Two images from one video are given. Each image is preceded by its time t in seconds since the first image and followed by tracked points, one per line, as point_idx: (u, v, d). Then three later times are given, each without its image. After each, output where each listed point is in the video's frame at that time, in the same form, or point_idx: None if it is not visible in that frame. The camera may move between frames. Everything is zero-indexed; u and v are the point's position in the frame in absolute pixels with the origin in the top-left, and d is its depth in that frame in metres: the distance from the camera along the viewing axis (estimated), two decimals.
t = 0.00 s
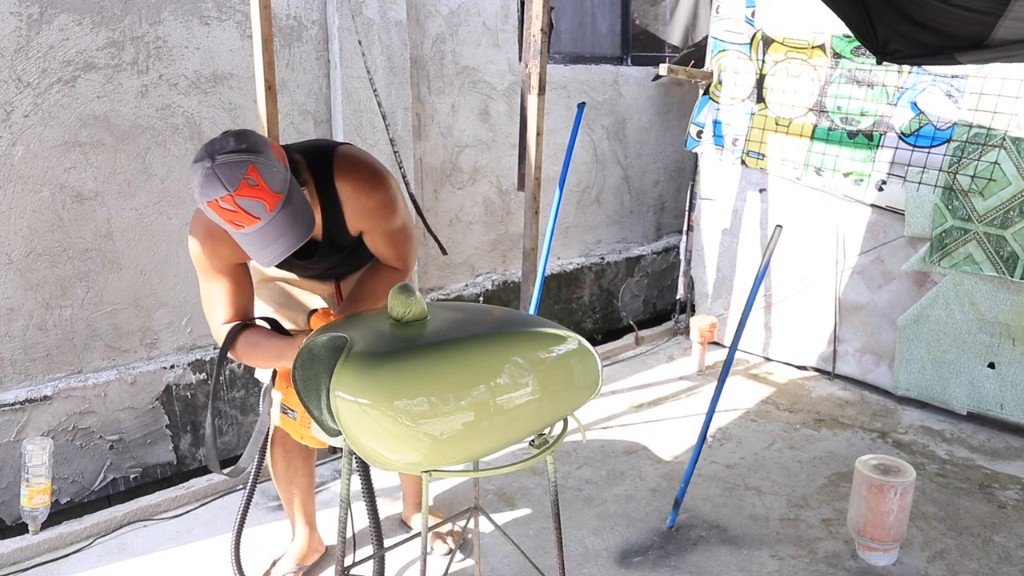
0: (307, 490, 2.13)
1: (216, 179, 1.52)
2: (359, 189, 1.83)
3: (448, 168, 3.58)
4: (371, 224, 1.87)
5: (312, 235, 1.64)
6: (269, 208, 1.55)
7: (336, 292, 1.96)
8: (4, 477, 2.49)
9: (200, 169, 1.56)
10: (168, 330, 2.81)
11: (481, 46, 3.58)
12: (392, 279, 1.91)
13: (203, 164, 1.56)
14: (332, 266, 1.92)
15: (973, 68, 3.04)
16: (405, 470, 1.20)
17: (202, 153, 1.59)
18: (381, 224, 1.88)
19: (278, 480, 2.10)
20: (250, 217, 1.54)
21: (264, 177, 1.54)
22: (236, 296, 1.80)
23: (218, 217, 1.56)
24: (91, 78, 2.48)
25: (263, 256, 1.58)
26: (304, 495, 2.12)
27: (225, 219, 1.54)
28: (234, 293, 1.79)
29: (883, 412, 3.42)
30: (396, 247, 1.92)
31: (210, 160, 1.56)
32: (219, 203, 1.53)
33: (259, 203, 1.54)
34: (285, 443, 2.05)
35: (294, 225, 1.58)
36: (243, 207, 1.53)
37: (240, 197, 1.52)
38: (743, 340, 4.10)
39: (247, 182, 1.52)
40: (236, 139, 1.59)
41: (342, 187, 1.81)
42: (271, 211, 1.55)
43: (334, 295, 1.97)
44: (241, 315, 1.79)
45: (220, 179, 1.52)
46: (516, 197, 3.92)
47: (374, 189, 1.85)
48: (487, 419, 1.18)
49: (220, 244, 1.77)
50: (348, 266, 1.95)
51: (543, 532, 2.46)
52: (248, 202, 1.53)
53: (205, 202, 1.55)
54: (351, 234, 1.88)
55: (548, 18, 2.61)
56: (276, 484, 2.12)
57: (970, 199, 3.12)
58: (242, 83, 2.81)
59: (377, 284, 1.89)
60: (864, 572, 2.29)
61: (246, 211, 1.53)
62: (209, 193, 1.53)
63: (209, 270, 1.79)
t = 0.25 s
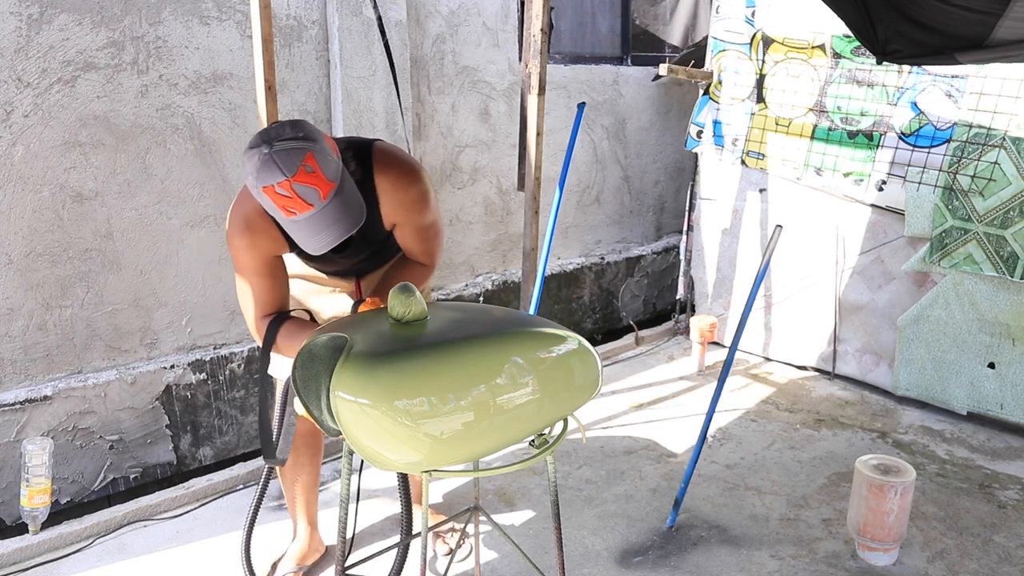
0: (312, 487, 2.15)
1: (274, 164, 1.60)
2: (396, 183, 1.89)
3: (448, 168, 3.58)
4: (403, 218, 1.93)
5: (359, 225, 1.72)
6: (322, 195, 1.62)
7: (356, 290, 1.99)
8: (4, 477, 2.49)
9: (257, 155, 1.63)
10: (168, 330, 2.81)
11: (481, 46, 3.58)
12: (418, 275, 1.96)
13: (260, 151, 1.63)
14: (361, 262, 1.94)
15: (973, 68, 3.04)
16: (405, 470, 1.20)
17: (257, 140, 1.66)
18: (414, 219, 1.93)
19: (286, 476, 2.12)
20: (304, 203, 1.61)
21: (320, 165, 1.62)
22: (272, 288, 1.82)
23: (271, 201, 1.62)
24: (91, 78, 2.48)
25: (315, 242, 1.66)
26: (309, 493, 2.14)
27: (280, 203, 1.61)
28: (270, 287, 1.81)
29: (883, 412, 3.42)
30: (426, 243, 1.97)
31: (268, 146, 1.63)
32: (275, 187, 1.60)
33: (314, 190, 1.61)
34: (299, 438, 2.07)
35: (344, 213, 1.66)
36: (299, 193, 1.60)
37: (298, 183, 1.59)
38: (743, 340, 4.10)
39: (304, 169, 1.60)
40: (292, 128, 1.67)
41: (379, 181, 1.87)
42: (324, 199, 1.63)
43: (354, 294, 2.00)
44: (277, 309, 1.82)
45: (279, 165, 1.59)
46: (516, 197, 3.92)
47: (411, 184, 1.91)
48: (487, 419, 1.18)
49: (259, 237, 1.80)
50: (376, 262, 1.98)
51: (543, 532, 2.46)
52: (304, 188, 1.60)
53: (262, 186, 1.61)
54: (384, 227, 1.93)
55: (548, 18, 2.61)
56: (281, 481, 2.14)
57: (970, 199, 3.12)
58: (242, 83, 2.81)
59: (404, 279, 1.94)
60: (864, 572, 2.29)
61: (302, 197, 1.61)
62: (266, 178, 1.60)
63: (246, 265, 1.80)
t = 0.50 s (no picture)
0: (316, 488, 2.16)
1: (321, 139, 1.61)
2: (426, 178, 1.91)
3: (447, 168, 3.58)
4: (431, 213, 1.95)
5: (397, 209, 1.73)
6: (365, 174, 1.64)
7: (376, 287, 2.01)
8: (4, 477, 2.49)
9: (303, 130, 1.64)
10: (168, 330, 2.81)
11: (481, 46, 3.58)
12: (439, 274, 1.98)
13: (305, 127, 1.65)
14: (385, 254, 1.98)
15: (973, 68, 3.04)
16: (405, 470, 1.20)
17: (303, 118, 1.68)
18: (440, 216, 1.96)
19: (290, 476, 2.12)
20: (346, 180, 1.62)
21: (365, 144, 1.65)
22: (302, 276, 1.81)
23: (314, 176, 1.63)
24: (91, 78, 2.48)
25: (355, 219, 1.66)
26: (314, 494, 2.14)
27: (322, 179, 1.62)
28: (300, 275, 1.80)
29: (883, 412, 3.42)
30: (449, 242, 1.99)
31: (315, 123, 1.65)
32: (321, 162, 1.61)
33: (357, 167, 1.63)
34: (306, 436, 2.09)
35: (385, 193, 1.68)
36: (343, 169, 1.61)
37: (343, 159, 1.61)
38: (743, 340, 4.10)
39: (350, 146, 1.62)
40: (338, 108, 1.70)
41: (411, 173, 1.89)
42: (366, 177, 1.64)
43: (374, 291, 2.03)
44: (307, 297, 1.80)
45: (326, 140, 1.61)
46: (516, 197, 3.92)
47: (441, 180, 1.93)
48: (487, 419, 1.18)
49: (294, 224, 1.79)
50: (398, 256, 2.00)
51: (543, 532, 2.46)
52: (349, 164, 1.62)
53: (306, 161, 1.62)
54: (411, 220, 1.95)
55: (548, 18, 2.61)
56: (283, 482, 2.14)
57: (970, 199, 3.12)
58: (242, 83, 2.81)
59: (424, 276, 1.97)
60: (864, 572, 2.29)
61: (345, 173, 1.62)
62: (312, 152, 1.61)
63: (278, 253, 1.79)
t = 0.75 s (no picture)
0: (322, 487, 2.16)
1: (344, 98, 1.61)
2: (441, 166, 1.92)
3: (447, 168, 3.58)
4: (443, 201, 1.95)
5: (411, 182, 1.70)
6: (384, 137, 1.62)
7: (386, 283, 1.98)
8: (4, 477, 2.49)
9: (327, 90, 1.64)
10: (168, 330, 2.81)
11: (481, 46, 3.58)
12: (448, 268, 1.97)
13: (330, 87, 1.65)
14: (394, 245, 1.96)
15: (973, 68, 3.04)
16: (405, 470, 1.20)
17: (328, 82, 1.69)
18: (452, 205, 1.96)
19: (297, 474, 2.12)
20: (365, 140, 1.60)
21: (388, 110, 1.65)
22: (306, 255, 1.82)
23: (332, 134, 1.61)
24: (91, 78, 2.48)
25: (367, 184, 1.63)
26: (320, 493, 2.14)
27: (341, 137, 1.60)
28: (303, 253, 1.81)
29: (883, 412, 3.42)
30: (459, 235, 1.99)
31: (339, 85, 1.65)
32: (341, 119, 1.60)
33: (378, 129, 1.62)
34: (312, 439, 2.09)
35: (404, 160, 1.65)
36: (363, 129, 1.60)
37: (364, 118, 1.61)
38: (743, 340, 4.10)
39: (373, 108, 1.62)
40: (365, 76, 1.70)
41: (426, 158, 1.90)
42: (385, 141, 1.62)
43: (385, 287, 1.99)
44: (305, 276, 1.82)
45: (349, 99, 1.61)
46: (516, 197, 3.92)
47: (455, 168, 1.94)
48: (487, 419, 1.18)
49: (305, 201, 1.78)
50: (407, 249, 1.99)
51: (543, 532, 2.46)
52: (369, 125, 1.61)
53: (327, 117, 1.61)
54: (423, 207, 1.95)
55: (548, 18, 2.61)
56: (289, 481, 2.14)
57: (970, 199, 3.12)
58: (242, 84, 2.81)
59: (435, 267, 1.96)
60: (864, 572, 2.29)
61: (364, 134, 1.60)
62: (334, 109, 1.61)
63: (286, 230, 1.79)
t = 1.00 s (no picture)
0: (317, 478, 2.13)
1: (338, 24, 1.53)
2: (426, 136, 1.83)
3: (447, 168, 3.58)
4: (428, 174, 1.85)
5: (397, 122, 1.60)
6: (375, 70, 1.54)
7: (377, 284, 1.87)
8: (4, 477, 2.50)
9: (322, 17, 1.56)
10: (168, 330, 2.81)
11: (481, 46, 3.58)
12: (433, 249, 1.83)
13: (326, 14, 1.57)
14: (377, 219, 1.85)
15: (973, 68, 3.04)
16: (405, 471, 1.20)
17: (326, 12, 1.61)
18: (438, 179, 1.85)
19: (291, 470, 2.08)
20: (353, 70, 1.52)
21: (383, 43, 1.56)
22: (273, 204, 1.78)
23: (321, 60, 1.53)
24: (91, 78, 2.48)
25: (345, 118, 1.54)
26: (317, 486, 2.11)
27: (329, 63, 1.52)
28: (271, 203, 1.77)
29: (883, 412, 3.42)
30: (445, 214, 1.86)
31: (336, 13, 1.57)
32: (333, 45, 1.52)
33: (368, 60, 1.53)
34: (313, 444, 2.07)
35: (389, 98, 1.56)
36: (353, 57, 1.52)
37: (356, 46, 1.52)
38: (743, 340, 4.10)
39: (367, 38, 1.54)
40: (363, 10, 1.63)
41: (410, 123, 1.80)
42: (374, 75, 1.54)
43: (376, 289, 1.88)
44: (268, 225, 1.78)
45: (344, 24, 1.53)
46: (516, 197, 3.92)
47: (441, 138, 1.85)
48: (487, 419, 1.18)
49: (282, 151, 1.73)
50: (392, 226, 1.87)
51: (543, 532, 2.46)
52: (361, 54, 1.52)
53: (318, 42, 1.53)
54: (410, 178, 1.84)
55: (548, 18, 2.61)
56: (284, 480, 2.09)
57: (970, 198, 3.12)
58: (242, 84, 2.81)
59: (416, 242, 1.82)
60: (864, 572, 2.29)
61: (354, 62, 1.52)
62: (327, 34, 1.52)
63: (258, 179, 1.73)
